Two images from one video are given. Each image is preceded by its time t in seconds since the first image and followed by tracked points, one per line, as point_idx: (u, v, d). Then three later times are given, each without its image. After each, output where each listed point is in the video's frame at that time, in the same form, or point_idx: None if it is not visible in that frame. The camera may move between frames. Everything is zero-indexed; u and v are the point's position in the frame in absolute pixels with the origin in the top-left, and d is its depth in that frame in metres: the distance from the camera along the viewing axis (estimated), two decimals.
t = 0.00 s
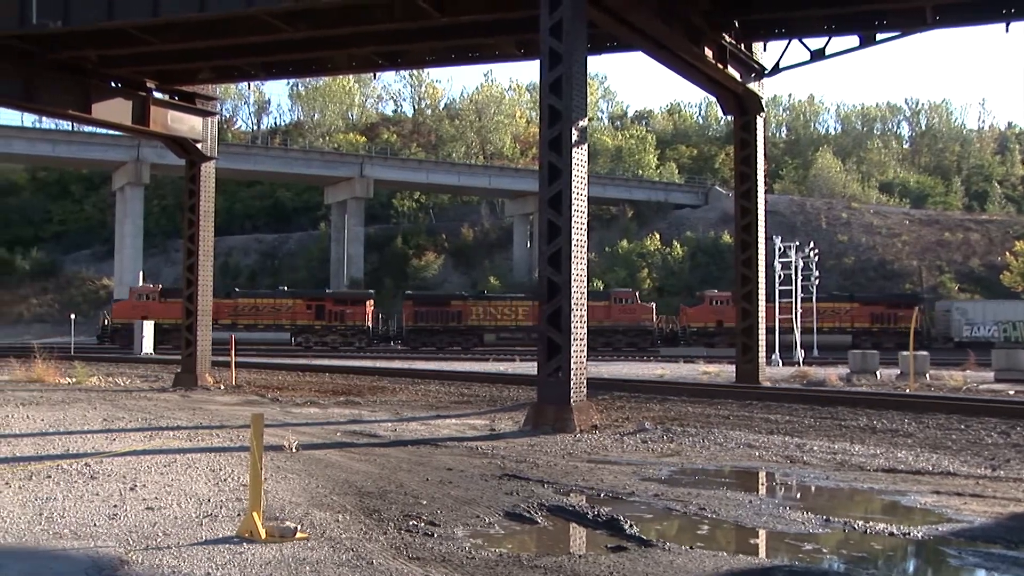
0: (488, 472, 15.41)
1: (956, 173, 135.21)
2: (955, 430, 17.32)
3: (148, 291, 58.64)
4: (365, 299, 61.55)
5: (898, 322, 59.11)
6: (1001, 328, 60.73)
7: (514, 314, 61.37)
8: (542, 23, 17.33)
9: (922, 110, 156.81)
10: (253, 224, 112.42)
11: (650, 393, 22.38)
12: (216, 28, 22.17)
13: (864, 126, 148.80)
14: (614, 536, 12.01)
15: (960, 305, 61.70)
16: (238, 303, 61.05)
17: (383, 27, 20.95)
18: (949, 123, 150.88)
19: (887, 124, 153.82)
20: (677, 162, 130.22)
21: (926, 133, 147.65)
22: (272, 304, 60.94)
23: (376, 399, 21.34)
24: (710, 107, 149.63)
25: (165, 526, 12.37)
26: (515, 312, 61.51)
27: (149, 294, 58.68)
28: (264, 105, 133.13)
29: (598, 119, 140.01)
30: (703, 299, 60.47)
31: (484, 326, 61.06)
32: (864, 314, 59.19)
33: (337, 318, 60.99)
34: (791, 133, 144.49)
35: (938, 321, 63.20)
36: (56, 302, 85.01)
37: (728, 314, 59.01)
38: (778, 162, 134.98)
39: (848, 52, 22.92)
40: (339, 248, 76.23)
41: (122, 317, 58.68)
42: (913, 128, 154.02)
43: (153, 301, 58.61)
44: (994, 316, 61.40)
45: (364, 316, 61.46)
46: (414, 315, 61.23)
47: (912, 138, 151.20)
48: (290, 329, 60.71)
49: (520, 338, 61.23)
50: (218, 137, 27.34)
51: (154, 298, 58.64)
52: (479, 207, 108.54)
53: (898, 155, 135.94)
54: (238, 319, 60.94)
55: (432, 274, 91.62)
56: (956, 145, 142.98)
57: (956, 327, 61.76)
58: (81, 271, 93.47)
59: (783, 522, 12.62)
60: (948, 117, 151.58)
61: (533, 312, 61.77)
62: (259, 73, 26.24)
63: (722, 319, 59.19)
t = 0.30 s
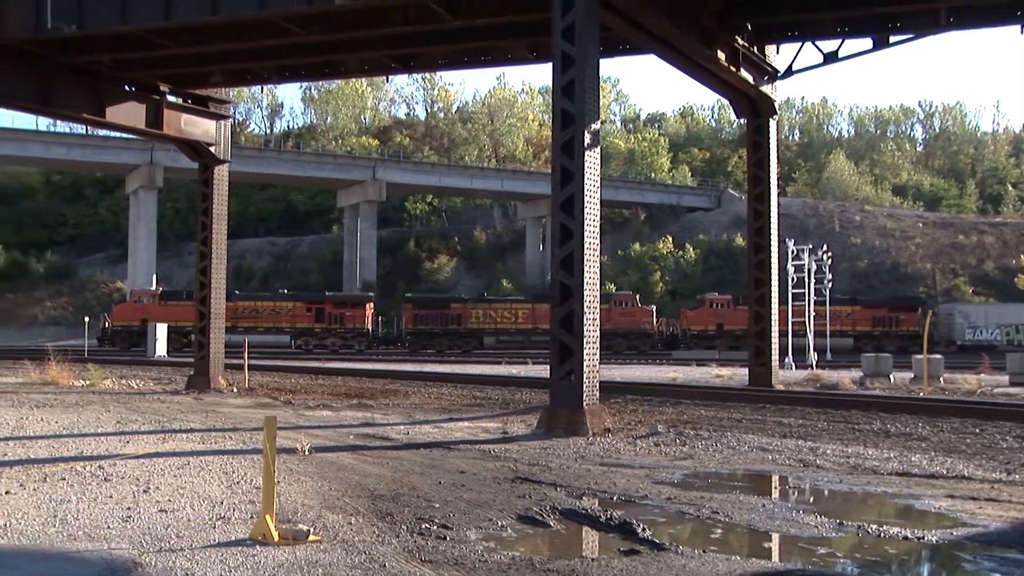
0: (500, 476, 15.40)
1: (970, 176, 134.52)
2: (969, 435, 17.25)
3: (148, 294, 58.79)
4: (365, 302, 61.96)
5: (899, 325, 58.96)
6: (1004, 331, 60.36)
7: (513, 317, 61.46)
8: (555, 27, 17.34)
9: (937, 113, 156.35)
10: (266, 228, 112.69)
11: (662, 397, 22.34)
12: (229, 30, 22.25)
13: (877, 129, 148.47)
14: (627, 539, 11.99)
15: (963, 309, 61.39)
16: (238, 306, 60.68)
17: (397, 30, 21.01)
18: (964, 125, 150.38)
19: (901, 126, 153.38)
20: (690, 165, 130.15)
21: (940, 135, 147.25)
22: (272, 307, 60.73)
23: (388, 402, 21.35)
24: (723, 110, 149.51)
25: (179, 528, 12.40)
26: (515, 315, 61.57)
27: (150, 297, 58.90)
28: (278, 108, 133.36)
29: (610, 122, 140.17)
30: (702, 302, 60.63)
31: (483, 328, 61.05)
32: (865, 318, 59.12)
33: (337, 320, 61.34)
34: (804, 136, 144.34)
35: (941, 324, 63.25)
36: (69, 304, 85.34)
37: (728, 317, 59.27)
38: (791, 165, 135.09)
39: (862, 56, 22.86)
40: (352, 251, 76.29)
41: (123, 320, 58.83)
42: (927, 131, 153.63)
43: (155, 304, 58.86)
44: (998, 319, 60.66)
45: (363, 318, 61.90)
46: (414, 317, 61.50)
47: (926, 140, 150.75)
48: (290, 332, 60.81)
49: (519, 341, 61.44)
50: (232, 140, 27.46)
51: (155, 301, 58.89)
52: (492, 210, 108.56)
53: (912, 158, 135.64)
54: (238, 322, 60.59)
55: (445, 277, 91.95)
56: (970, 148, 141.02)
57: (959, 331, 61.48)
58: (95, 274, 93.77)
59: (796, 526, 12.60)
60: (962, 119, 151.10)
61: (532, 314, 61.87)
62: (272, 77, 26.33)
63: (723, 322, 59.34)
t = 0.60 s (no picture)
0: (512, 481, 15.37)
1: (984, 181, 133.42)
2: (984, 441, 17.18)
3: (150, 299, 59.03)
4: (364, 307, 61.58)
5: (902, 331, 58.77)
6: (1007, 338, 59.96)
7: (514, 323, 61.17)
8: (567, 32, 17.35)
9: (950, 118, 155.95)
10: (279, 233, 112.85)
11: (675, 402, 22.31)
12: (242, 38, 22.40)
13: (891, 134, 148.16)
14: (639, 545, 11.96)
15: (965, 314, 61.16)
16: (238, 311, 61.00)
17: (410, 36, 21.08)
18: (978, 130, 149.54)
19: (915, 131, 152.59)
20: (702, 170, 129.89)
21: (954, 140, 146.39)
22: (272, 312, 60.92)
23: (401, 407, 21.35)
24: (736, 116, 149.24)
25: (192, 533, 12.43)
26: (515, 320, 61.30)
27: (152, 302, 59.14)
28: (290, 114, 133.65)
29: (623, 127, 140.04)
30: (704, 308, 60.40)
31: (482, 334, 61.06)
32: (866, 323, 58.78)
33: (337, 326, 61.07)
34: (817, 141, 144.19)
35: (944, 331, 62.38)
36: (82, 309, 85.67)
37: (729, 323, 58.99)
38: (804, 170, 134.75)
39: (875, 61, 22.81)
40: (364, 256, 76.27)
41: (124, 325, 59.05)
42: (941, 136, 152.83)
43: (157, 309, 59.05)
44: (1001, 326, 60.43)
45: (362, 323, 61.42)
46: (413, 323, 61.48)
47: (940, 145, 149.93)
48: (290, 337, 60.63)
49: (519, 346, 61.21)
50: (245, 146, 27.56)
51: (158, 307, 59.12)
52: (504, 215, 108.42)
53: (925, 163, 135.29)
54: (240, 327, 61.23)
55: (458, 283, 92.10)
56: (984, 155, 137.17)
57: (960, 336, 61.31)
58: (109, 279, 94.08)
59: (809, 532, 12.55)
60: (976, 124, 150.47)
61: (532, 319, 61.52)
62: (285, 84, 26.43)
63: (723, 327, 59.06)
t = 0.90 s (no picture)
0: (525, 487, 15.35)
1: (999, 186, 132.87)
2: (998, 447, 17.10)
3: (148, 304, 59.51)
4: (364, 312, 61.60)
5: (903, 336, 58.43)
6: (1011, 343, 59.96)
7: (514, 328, 61.12)
8: (580, 37, 17.34)
9: (964, 122, 155.67)
10: (292, 239, 113.01)
11: (687, 408, 22.29)
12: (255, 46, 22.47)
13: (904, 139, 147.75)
14: (651, 551, 11.92)
15: (968, 320, 60.92)
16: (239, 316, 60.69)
17: (422, 41, 21.09)
18: (992, 135, 148.99)
19: (929, 136, 152.19)
20: (715, 175, 129.74)
21: (969, 145, 145.94)
22: (272, 317, 60.94)
23: (413, 412, 21.36)
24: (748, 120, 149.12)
25: (206, 537, 12.44)
26: (515, 325, 61.27)
27: (150, 307, 59.57)
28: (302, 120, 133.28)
29: (635, 132, 140.05)
30: (704, 314, 60.16)
31: (482, 339, 61.17)
32: (868, 329, 58.67)
33: (336, 331, 61.08)
34: (830, 146, 144.15)
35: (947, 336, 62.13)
36: (96, 314, 85.97)
37: (729, 328, 58.68)
38: (816, 175, 134.55)
39: (889, 66, 22.74)
40: (376, 261, 76.26)
41: (124, 329, 59.60)
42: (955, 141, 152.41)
43: (155, 314, 59.48)
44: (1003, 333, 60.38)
45: (362, 328, 61.45)
46: (413, 328, 61.54)
47: (954, 150, 149.44)
48: (289, 342, 60.67)
49: (519, 351, 61.08)
50: (257, 151, 27.66)
51: (156, 312, 59.56)
52: (516, 221, 108.45)
53: (940, 167, 134.88)
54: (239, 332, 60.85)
55: (469, 288, 92.16)
56: (999, 158, 137.79)
57: (963, 342, 60.97)
58: (123, 285, 94.36)
59: (823, 539, 12.50)
60: (990, 129, 149.98)
61: (532, 325, 61.34)
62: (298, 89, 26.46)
63: (722, 333, 58.78)
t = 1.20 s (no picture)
0: (538, 495, 15.33)
1: (1014, 193, 132.18)
2: (1015, 456, 17.00)
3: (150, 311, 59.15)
4: (364, 320, 61.86)
5: (906, 344, 58.27)
6: (1015, 350, 59.92)
7: (514, 335, 61.15)
8: (593, 45, 17.34)
9: (979, 130, 155.47)
10: (306, 246, 113.17)
11: (701, 416, 22.23)
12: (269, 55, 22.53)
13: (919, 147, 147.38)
14: (666, 559, 11.88)
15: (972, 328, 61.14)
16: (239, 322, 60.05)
17: (435, 50, 21.15)
18: (1007, 142, 148.38)
19: (943, 143, 151.88)
20: (728, 183, 129.43)
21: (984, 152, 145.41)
22: (272, 325, 61.06)
23: (426, 419, 21.39)
24: (762, 127, 148.93)
25: (220, 545, 12.45)
26: (515, 333, 61.28)
27: (152, 314, 59.23)
28: (317, 127, 134.03)
29: (648, 140, 140.02)
30: (704, 321, 60.28)
31: (482, 346, 61.24)
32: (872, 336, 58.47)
33: (337, 338, 61.09)
34: (844, 153, 144.15)
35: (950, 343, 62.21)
36: (110, 321, 86.29)
37: (730, 336, 58.94)
38: (831, 182, 134.24)
39: (904, 73, 22.70)
40: (390, 269, 76.42)
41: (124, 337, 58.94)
42: (971, 148, 151.87)
43: (157, 321, 59.16)
44: (1006, 341, 61.39)
45: (363, 336, 61.58)
46: (414, 335, 61.87)
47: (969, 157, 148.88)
48: (290, 349, 60.62)
49: (519, 359, 61.10)
50: (271, 159, 27.77)
51: (158, 318, 59.28)
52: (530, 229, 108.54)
53: (954, 175, 134.32)
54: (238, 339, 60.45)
55: (483, 296, 92.09)
56: (1014, 165, 137.09)
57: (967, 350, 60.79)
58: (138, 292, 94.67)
59: (838, 548, 12.42)
60: (1006, 136, 149.41)
61: (533, 333, 61.42)
62: (312, 97, 26.56)
63: (723, 341, 59.02)
